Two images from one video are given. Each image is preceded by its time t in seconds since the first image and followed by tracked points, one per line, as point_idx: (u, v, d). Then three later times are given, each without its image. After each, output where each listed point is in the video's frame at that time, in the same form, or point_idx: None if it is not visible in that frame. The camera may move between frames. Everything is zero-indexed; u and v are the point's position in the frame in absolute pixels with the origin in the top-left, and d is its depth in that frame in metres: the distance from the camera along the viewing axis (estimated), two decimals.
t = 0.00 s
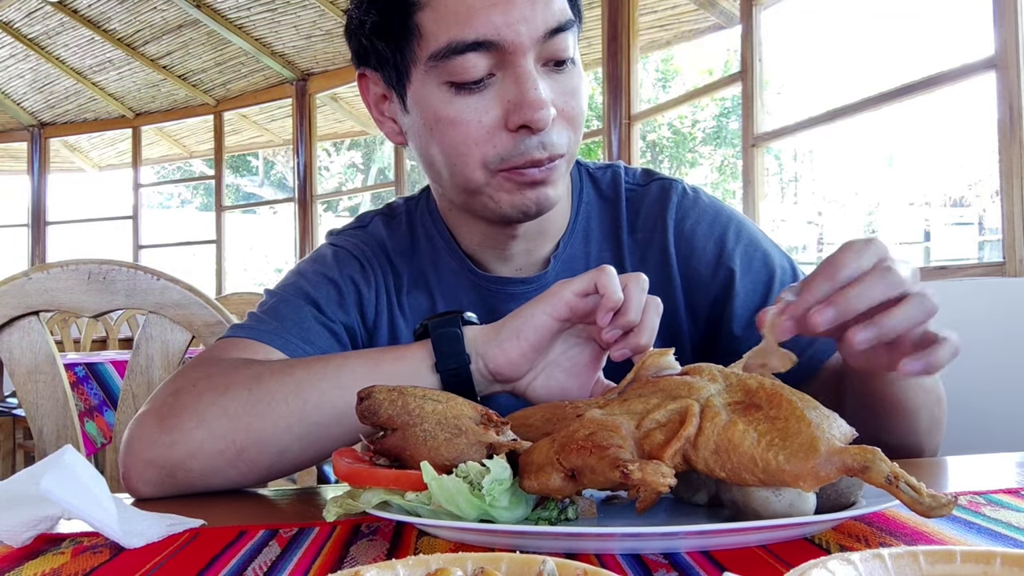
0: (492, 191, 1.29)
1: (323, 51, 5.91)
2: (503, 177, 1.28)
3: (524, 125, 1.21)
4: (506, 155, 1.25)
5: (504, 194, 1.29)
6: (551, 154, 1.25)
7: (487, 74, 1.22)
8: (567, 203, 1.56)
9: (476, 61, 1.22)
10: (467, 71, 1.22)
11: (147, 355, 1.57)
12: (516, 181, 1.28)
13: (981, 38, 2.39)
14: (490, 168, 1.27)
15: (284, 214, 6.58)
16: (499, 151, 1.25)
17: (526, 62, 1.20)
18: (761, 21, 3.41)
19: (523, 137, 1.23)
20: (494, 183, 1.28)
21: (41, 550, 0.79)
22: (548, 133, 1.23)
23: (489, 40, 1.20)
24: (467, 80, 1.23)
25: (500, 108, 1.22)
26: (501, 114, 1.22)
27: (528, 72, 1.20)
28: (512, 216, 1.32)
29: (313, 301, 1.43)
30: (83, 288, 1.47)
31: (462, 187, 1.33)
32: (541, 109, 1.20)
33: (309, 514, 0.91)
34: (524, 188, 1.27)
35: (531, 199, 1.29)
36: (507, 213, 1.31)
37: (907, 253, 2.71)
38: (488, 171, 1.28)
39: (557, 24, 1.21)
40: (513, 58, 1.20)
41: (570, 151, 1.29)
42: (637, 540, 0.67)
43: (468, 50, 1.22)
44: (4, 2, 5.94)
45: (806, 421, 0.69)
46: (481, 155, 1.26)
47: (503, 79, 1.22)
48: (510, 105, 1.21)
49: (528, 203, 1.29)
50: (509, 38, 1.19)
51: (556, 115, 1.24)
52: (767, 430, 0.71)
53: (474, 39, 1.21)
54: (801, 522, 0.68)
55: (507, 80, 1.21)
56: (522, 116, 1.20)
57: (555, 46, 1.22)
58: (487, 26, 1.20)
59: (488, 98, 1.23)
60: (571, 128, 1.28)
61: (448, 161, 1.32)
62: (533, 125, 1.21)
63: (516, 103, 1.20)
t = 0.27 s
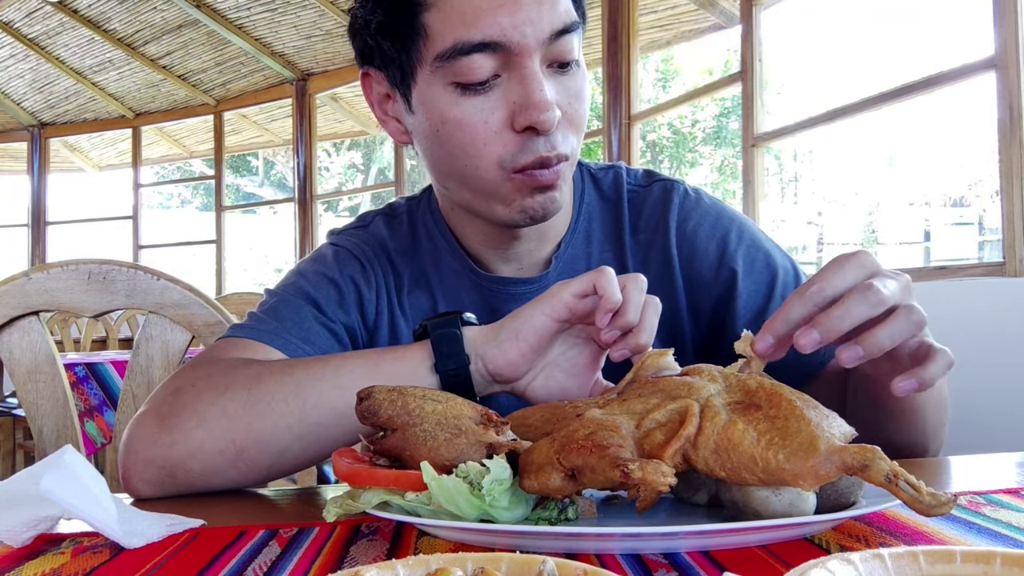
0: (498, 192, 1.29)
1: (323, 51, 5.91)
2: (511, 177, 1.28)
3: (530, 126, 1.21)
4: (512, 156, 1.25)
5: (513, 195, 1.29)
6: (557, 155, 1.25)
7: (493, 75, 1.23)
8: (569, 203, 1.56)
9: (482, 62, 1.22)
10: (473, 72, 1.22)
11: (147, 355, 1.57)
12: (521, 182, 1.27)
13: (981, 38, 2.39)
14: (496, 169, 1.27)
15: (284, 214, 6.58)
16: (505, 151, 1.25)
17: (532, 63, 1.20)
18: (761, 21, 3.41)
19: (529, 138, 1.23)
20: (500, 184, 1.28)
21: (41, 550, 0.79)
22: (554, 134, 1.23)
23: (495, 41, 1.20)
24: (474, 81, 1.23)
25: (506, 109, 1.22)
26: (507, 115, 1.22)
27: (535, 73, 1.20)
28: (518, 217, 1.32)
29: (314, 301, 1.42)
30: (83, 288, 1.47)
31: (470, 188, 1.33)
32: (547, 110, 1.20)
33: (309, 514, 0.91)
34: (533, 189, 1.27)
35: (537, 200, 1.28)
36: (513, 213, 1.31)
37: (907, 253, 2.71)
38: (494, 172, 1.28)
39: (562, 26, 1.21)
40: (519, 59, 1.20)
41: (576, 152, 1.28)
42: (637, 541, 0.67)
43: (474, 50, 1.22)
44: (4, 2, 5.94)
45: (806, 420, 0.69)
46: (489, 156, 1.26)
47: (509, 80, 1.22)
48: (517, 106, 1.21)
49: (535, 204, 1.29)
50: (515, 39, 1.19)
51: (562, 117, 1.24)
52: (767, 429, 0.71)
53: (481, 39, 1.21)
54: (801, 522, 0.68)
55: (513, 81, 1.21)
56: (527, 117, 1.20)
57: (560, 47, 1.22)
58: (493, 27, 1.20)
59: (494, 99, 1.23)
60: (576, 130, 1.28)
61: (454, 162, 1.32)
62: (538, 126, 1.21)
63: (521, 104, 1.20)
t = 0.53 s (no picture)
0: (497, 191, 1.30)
1: (323, 52, 5.91)
2: (510, 177, 1.28)
3: (531, 127, 1.21)
4: (513, 155, 1.25)
5: (510, 195, 1.30)
6: (558, 156, 1.25)
7: (496, 75, 1.22)
8: (571, 203, 1.55)
9: (485, 62, 1.22)
10: (476, 72, 1.22)
11: (147, 355, 1.57)
12: (522, 182, 1.28)
13: (982, 38, 2.38)
14: (496, 168, 1.28)
15: (284, 214, 6.58)
16: (506, 151, 1.25)
17: (535, 64, 1.20)
18: (761, 22, 3.41)
19: (530, 138, 1.23)
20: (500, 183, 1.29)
21: (41, 550, 0.79)
22: (555, 135, 1.23)
23: (499, 41, 1.20)
24: (476, 81, 1.23)
25: (509, 108, 1.22)
26: (509, 115, 1.22)
27: (538, 73, 1.20)
28: (518, 217, 1.32)
29: (314, 301, 1.42)
30: (83, 287, 1.47)
31: (469, 187, 1.33)
32: (549, 111, 1.19)
33: (309, 514, 0.91)
34: (530, 189, 1.27)
35: (536, 199, 1.29)
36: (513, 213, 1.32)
37: (907, 253, 2.71)
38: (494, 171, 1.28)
39: (567, 26, 1.21)
40: (522, 59, 1.19)
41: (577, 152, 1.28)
42: (636, 541, 0.67)
43: (477, 50, 1.22)
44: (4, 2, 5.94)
45: (806, 420, 0.69)
46: (489, 155, 1.27)
47: (512, 81, 1.21)
48: (519, 106, 1.21)
49: (534, 203, 1.29)
50: (519, 39, 1.18)
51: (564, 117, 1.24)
52: (767, 429, 0.71)
53: (484, 39, 1.21)
54: (800, 522, 0.68)
55: (516, 81, 1.21)
56: (529, 117, 1.20)
57: (564, 48, 1.22)
58: (498, 27, 1.20)
59: (496, 99, 1.23)
60: (578, 131, 1.28)
61: (455, 162, 1.32)
62: (540, 126, 1.21)
63: (524, 104, 1.20)
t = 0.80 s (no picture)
0: (500, 192, 1.29)
1: (323, 52, 5.91)
2: (511, 179, 1.28)
3: (532, 128, 1.21)
4: (514, 156, 1.25)
5: (512, 195, 1.30)
6: (559, 156, 1.25)
7: (496, 77, 1.22)
8: (572, 202, 1.56)
9: (485, 64, 1.22)
10: (475, 74, 1.22)
11: (147, 355, 1.57)
12: (524, 183, 1.27)
13: (981, 38, 2.39)
14: (498, 169, 1.28)
15: (285, 214, 6.58)
16: (506, 153, 1.25)
17: (535, 65, 1.20)
18: (761, 22, 3.41)
19: (531, 139, 1.23)
20: (502, 184, 1.28)
21: (41, 550, 0.79)
22: (556, 136, 1.23)
23: (498, 43, 1.20)
24: (476, 82, 1.23)
25: (509, 110, 1.22)
26: (509, 117, 1.22)
27: (538, 75, 1.20)
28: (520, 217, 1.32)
29: (314, 300, 1.42)
30: (83, 288, 1.47)
31: (470, 188, 1.33)
32: (550, 112, 1.19)
33: (309, 514, 0.91)
34: (532, 188, 1.27)
35: (539, 199, 1.29)
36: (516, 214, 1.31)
37: (907, 253, 2.71)
38: (496, 173, 1.28)
39: (566, 27, 1.21)
40: (522, 62, 1.19)
41: (578, 153, 1.28)
42: (636, 541, 0.67)
43: (477, 52, 1.22)
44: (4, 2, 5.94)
45: (806, 420, 0.69)
46: (490, 156, 1.27)
47: (512, 82, 1.21)
48: (519, 108, 1.21)
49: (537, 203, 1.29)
50: (518, 42, 1.18)
51: (564, 118, 1.24)
52: (767, 430, 0.71)
53: (484, 42, 1.21)
54: (801, 522, 0.68)
55: (516, 82, 1.21)
56: (529, 119, 1.20)
57: (564, 49, 1.22)
58: (498, 29, 1.20)
59: (496, 100, 1.23)
60: (579, 131, 1.28)
61: (456, 164, 1.32)
62: (540, 128, 1.21)
63: (524, 106, 1.20)
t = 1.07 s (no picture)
0: (500, 195, 1.29)
1: (323, 51, 5.91)
2: (511, 181, 1.28)
3: (532, 130, 1.21)
4: (514, 159, 1.25)
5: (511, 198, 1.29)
6: (558, 159, 1.25)
7: (496, 79, 1.23)
8: (571, 203, 1.56)
9: (485, 66, 1.22)
10: (475, 76, 1.22)
11: (147, 355, 1.57)
12: (523, 185, 1.27)
13: (981, 38, 2.39)
14: (498, 172, 1.27)
15: (285, 214, 6.58)
16: (507, 155, 1.25)
17: (535, 68, 1.19)
18: (761, 22, 3.41)
19: (531, 142, 1.23)
20: (502, 186, 1.28)
21: (41, 550, 0.79)
22: (556, 138, 1.23)
23: (498, 45, 1.20)
24: (476, 85, 1.23)
25: (509, 112, 1.22)
26: (509, 119, 1.22)
27: (538, 78, 1.20)
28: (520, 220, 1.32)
29: (316, 301, 1.42)
30: (83, 288, 1.47)
31: (470, 190, 1.33)
32: (549, 115, 1.19)
33: (309, 514, 0.91)
34: (532, 191, 1.27)
35: (539, 202, 1.28)
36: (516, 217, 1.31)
37: (907, 253, 2.71)
38: (495, 175, 1.28)
39: (566, 30, 1.21)
40: (522, 64, 1.19)
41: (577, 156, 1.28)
42: (636, 542, 0.67)
43: (477, 54, 1.22)
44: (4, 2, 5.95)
45: (805, 422, 0.69)
46: (490, 158, 1.26)
47: (512, 85, 1.21)
48: (519, 110, 1.21)
49: (536, 206, 1.29)
50: (519, 44, 1.18)
51: (564, 121, 1.24)
52: (766, 431, 0.71)
53: (484, 44, 1.21)
54: (801, 523, 0.68)
55: (516, 85, 1.21)
56: (529, 121, 1.20)
57: (564, 51, 1.22)
58: (498, 32, 1.20)
59: (496, 103, 1.23)
60: (578, 134, 1.28)
61: (456, 166, 1.32)
62: (540, 130, 1.21)
63: (524, 108, 1.20)
